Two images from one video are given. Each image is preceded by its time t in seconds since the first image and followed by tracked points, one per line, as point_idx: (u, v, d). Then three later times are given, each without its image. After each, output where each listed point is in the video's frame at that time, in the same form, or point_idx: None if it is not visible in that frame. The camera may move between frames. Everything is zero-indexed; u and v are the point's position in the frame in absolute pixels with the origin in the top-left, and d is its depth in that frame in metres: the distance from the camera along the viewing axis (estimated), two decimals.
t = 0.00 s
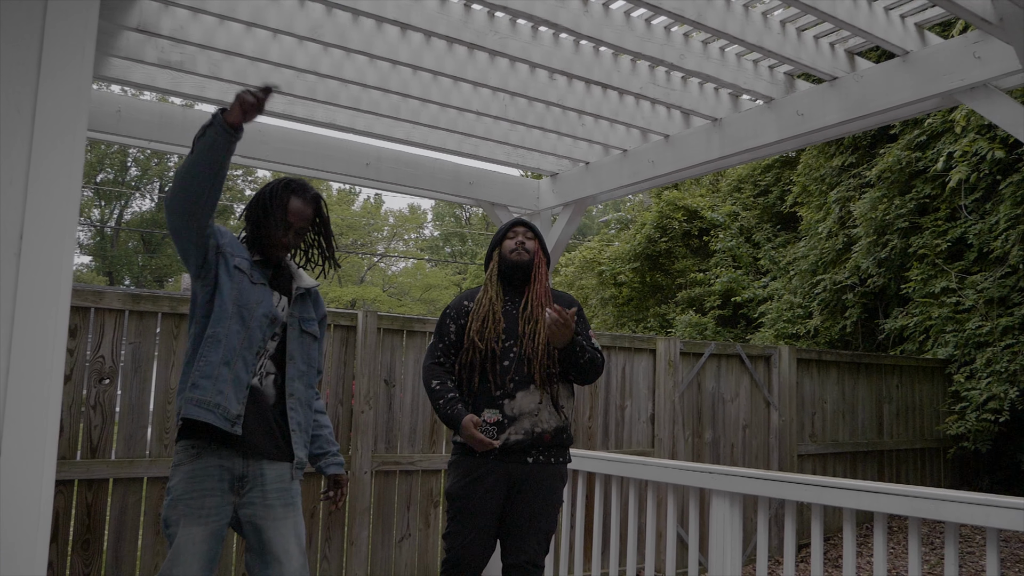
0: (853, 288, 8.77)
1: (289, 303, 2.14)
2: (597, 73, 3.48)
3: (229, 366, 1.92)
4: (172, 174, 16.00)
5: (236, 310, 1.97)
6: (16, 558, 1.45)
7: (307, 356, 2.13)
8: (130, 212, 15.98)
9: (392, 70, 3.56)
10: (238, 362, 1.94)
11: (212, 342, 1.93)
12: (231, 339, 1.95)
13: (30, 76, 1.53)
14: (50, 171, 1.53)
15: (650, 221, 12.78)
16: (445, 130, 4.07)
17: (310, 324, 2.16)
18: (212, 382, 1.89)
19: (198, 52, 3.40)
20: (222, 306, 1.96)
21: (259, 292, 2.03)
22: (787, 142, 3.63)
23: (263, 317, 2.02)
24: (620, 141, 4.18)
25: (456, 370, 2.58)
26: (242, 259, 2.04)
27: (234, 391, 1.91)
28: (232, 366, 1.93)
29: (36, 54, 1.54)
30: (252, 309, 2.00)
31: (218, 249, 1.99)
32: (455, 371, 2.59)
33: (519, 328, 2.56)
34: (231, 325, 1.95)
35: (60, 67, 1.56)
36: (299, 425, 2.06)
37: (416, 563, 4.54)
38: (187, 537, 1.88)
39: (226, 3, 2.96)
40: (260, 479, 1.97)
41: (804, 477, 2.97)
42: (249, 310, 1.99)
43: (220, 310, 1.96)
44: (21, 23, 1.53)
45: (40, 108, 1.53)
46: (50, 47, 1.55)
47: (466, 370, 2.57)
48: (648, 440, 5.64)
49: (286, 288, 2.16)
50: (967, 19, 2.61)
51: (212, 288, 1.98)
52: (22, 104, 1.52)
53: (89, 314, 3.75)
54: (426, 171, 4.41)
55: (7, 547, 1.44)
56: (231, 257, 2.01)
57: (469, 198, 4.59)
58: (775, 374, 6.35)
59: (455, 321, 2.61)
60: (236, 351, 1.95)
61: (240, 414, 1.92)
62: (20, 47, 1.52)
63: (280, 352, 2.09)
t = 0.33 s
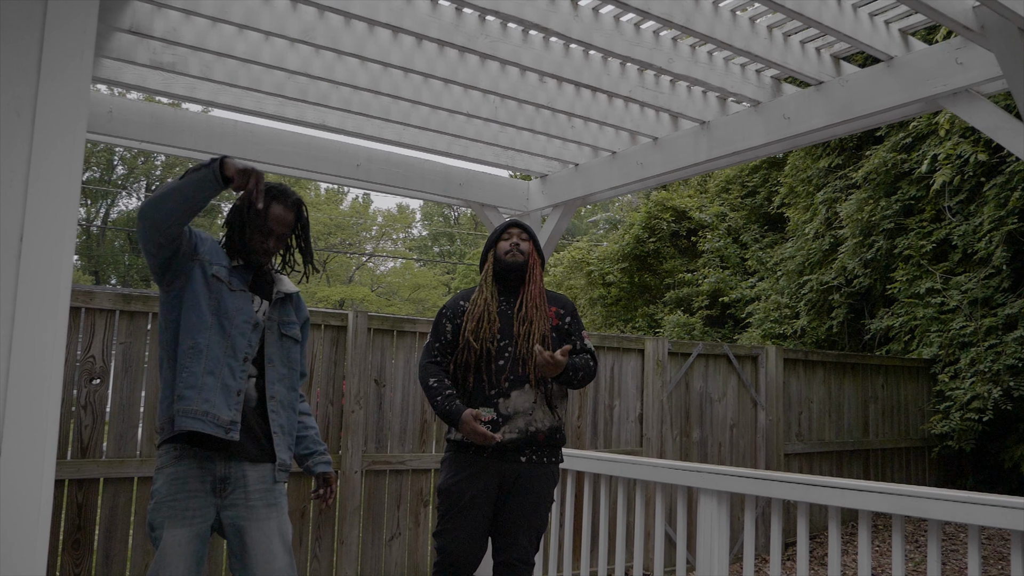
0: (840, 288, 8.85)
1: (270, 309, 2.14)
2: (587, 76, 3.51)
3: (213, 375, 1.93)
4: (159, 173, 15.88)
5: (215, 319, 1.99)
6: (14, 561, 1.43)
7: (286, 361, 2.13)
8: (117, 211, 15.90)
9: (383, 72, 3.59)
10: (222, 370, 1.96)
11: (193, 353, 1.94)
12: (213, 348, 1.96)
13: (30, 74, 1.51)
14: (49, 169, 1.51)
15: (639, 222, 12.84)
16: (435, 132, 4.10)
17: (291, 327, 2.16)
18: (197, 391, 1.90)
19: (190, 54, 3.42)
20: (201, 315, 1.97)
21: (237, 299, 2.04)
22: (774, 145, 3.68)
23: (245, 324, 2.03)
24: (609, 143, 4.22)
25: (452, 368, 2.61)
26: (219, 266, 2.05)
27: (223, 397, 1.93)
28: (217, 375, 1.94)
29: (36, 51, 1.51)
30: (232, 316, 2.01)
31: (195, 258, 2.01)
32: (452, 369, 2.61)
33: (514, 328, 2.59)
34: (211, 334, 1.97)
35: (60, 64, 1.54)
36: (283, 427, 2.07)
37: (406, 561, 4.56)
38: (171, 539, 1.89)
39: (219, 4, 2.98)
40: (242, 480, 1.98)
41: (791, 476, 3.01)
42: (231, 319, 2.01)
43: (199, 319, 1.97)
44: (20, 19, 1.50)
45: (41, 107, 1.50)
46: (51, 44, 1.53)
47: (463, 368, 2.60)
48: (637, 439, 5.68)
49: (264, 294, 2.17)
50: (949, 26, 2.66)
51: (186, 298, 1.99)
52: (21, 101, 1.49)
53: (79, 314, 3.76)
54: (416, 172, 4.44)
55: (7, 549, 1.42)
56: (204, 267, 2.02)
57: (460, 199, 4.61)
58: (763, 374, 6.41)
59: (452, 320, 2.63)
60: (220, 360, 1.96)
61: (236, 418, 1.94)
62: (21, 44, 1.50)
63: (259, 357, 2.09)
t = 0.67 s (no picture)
0: (799, 290, 9.09)
1: (220, 301, 2.28)
2: (556, 86, 3.64)
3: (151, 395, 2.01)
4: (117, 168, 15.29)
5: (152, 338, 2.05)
6: (14, 564, 1.58)
7: (238, 350, 2.30)
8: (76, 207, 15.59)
9: (358, 79, 3.68)
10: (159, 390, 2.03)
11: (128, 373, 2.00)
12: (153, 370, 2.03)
13: (31, 121, 1.64)
14: (50, 209, 1.65)
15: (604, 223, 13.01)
16: (407, 137, 4.20)
17: (239, 319, 2.33)
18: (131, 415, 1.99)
19: (168, 58, 3.48)
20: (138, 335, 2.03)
21: (181, 318, 2.10)
22: (734, 154, 3.85)
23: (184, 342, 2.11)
24: (577, 149, 4.36)
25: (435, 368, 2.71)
26: (173, 279, 2.10)
27: (158, 420, 2.02)
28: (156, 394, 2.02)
29: (37, 101, 1.66)
30: (172, 337, 2.08)
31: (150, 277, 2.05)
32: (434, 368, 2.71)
33: (496, 328, 2.70)
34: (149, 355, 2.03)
35: (61, 112, 1.68)
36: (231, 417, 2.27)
37: (377, 556, 4.65)
38: (135, 522, 2.02)
39: (200, 12, 3.05)
40: (199, 465, 2.16)
41: (748, 470, 3.17)
42: (173, 339, 2.08)
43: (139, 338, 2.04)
44: (24, 72, 1.65)
45: (44, 115, 1.66)
46: (52, 94, 1.67)
47: (445, 367, 2.69)
48: (602, 437, 5.83)
49: (216, 284, 2.28)
50: (897, 48, 2.83)
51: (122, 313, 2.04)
52: (24, 147, 1.64)
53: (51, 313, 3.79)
54: (389, 175, 4.54)
55: (7, 553, 1.57)
56: (155, 284, 2.07)
57: (431, 201, 4.71)
58: (724, 373, 6.59)
59: (432, 321, 2.75)
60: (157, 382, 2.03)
61: (169, 437, 2.04)
62: (23, 94, 1.64)
63: (216, 347, 2.26)
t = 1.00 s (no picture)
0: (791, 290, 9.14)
1: (213, 308, 2.30)
2: (551, 89, 3.67)
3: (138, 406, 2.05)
4: (109, 167, 15.23)
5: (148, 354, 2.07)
6: (15, 564, 1.60)
7: (228, 355, 2.35)
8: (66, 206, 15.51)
9: (354, 81, 3.71)
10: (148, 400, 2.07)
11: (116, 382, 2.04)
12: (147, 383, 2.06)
13: (36, 125, 1.67)
14: (53, 209, 1.67)
15: (597, 223, 13.04)
16: (402, 138, 4.22)
17: (230, 323, 2.37)
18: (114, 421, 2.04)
19: (165, 60, 3.50)
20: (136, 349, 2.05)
21: (177, 333, 2.12)
22: (727, 157, 3.89)
23: (174, 359, 2.12)
24: (570, 151, 4.39)
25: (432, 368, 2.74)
26: (170, 296, 2.10)
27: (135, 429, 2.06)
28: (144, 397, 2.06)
29: (42, 103, 1.68)
30: (166, 350, 2.09)
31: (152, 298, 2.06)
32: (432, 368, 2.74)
33: (492, 329, 2.73)
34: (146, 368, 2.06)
35: (64, 113, 1.70)
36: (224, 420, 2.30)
37: (371, 555, 4.68)
38: (133, 524, 2.04)
39: (198, 15, 3.08)
40: (192, 466, 2.20)
41: (740, 470, 3.21)
42: (166, 355, 2.09)
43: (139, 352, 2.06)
44: (28, 76, 1.67)
45: (48, 118, 1.68)
46: (56, 95, 1.69)
47: (443, 367, 2.72)
48: (595, 436, 5.87)
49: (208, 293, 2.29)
50: (886, 53, 2.87)
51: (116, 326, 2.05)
52: (27, 148, 1.66)
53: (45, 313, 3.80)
54: (384, 176, 4.57)
55: (8, 552, 1.60)
56: (154, 301, 2.08)
57: (426, 202, 4.74)
58: (716, 373, 6.63)
59: (428, 322, 2.79)
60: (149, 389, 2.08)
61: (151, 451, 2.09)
62: (26, 96, 1.67)
63: (208, 355, 2.29)
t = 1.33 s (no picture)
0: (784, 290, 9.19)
1: (208, 317, 2.30)
2: (546, 91, 3.70)
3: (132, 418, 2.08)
4: (102, 166, 15.20)
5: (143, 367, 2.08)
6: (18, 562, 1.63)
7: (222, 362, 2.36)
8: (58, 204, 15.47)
9: (351, 83, 3.73)
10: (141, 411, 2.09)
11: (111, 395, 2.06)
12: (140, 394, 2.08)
13: (41, 129, 1.70)
14: (58, 210, 1.70)
15: (591, 223, 13.08)
16: (398, 139, 4.25)
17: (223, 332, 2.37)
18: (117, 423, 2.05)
19: (162, 62, 3.52)
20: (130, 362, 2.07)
21: (176, 351, 2.13)
22: (720, 159, 3.93)
23: (172, 374, 2.13)
24: (565, 153, 4.42)
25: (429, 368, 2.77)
26: (169, 314, 2.12)
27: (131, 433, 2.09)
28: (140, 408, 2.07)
29: (47, 108, 1.71)
30: (167, 353, 2.11)
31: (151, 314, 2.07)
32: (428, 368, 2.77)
33: (488, 329, 2.76)
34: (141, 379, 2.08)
35: (69, 116, 1.72)
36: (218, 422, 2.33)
37: (366, 554, 4.70)
38: (133, 527, 2.06)
39: (196, 18, 3.10)
40: (187, 468, 2.23)
41: (733, 469, 3.25)
42: (164, 371, 2.11)
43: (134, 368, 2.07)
44: (32, 81, 1.70)
45: (54, 122, 1.71)
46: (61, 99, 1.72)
47: (440, 367, 2.74)
48: (589, 436, 5.90)
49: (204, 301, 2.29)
50: (876, 59, 2.91)
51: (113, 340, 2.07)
52: (32, 150, 1.69)
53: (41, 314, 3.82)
54: (379, 177, 4.59)
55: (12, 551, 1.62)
56: (153, 321, 2.09)
57: (421, 203, 4.77)
58: (709, 373, 6.68)
59: (424, 322, 2.82)
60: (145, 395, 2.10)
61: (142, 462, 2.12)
62: (33, 99, 1.69)
63: (200, 364, 2.29)
